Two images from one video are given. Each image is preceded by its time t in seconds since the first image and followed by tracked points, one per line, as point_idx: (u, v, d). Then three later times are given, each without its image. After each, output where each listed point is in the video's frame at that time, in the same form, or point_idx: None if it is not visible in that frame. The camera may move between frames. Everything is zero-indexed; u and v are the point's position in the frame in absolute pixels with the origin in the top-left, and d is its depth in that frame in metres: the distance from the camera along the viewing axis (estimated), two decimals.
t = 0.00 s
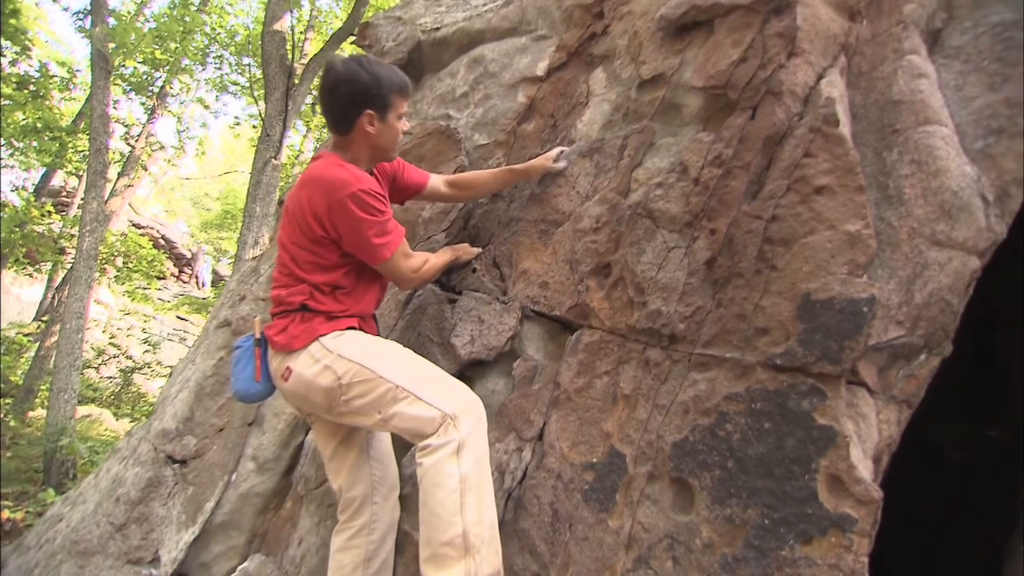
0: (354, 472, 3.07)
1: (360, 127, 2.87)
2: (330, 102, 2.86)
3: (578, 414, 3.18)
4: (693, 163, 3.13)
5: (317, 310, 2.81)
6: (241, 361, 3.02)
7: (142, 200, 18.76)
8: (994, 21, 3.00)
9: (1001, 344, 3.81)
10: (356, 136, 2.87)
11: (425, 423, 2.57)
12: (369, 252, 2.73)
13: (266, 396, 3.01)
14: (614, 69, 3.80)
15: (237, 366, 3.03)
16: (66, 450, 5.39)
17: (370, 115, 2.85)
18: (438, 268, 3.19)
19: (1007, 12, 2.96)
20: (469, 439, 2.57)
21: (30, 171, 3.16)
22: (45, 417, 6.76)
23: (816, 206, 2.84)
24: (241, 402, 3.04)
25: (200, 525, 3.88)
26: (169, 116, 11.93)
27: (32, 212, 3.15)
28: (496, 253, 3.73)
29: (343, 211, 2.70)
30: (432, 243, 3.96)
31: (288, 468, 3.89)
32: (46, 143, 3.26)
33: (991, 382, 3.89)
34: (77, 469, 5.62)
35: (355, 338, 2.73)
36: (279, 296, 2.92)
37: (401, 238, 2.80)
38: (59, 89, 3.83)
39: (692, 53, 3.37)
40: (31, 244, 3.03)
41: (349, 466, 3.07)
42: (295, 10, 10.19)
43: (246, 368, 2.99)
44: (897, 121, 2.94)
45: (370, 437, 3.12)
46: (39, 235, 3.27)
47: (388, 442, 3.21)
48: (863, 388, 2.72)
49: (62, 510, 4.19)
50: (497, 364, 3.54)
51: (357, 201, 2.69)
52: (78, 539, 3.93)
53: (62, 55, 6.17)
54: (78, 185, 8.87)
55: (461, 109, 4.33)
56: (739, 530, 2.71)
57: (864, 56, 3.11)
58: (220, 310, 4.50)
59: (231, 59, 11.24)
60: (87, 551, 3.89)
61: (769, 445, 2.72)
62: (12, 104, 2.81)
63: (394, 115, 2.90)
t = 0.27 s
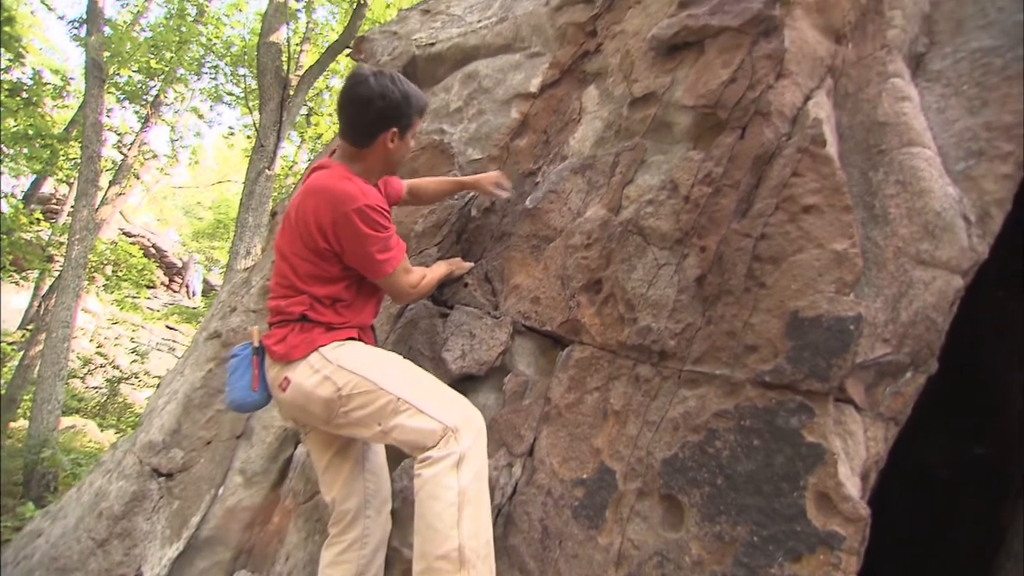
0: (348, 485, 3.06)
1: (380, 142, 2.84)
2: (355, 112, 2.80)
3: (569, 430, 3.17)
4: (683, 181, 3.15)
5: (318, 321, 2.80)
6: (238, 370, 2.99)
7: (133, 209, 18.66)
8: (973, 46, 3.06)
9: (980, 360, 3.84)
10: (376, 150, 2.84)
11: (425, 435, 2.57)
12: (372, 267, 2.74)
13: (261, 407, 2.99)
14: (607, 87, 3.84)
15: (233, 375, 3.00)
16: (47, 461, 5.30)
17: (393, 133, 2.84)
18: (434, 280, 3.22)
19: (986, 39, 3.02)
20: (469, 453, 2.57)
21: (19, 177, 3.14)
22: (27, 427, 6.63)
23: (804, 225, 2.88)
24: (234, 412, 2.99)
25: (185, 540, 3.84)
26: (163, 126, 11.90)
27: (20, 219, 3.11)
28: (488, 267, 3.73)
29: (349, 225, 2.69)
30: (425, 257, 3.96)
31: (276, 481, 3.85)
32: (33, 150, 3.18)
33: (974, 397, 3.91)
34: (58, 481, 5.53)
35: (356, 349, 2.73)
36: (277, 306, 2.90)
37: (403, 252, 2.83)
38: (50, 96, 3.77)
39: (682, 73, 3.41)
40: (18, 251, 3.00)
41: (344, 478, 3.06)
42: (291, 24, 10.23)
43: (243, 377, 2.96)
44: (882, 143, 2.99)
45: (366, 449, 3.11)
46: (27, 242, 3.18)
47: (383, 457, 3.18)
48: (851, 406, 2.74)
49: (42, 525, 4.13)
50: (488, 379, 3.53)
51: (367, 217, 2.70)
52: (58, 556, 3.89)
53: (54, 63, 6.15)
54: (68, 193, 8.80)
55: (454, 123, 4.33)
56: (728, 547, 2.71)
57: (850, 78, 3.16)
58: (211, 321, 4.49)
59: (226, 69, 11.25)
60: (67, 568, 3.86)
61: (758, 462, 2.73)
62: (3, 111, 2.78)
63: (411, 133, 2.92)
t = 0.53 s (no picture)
0: (330, 500, 3.05)
1: (358, 159, 2.89)
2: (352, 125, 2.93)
3: (559, 444, 3.17)
4: (674, 198, 3.18)
5: (296, 335, 2.80)
6: (216, 387, 3.00)
7: (124, 217, 18.53)
8: (955, 70, 3.14)
9: (964, 374, 3.90)
10: (356, 170, 2.89)
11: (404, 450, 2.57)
12: (354, 280, 2.74)
13: (241, 422, 2.99)
14: (600, 103, 3.89)
15: (212, 391, 3.01)
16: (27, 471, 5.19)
17: (373, 153, 2.88)
18: (422, 298, 3.19)
19: (967, 62, 3.11)
20: (449, 468, 2.56)
21: (9, 184, 3.12)
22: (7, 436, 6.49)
23: (793, 242, 2.91)
24: (213, 427, 2.99)
25: (169, 555, 3.80)
26: (156, 134, 11.85)
27: (8, 225, 3.10)
28: (480, 281, 3.73)
29: (331, 238, 2.71)
30: (417, 270, 3.94)
31: (263, 495, 3.81)
32: (23, 155, 3.11)
33: (958, 412, 3.95)
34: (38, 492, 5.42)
35: (334, 365, 2.73)
36: (256, 320, 2.89)
37: (386, 266, 2.83)
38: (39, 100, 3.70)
39: (674, 90, 3.45)
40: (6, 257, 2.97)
41: (327, 494, 3.05)
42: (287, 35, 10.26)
43: (222, 393, 2.97)
44: (868, 162, 3.04)
45: (348, 464, 3.09)
46: (15, 249, 3.14)
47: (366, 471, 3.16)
48: (839, 422, 2.75)
49: (18, 539, 4.06)
50: (478, 393, 3.51)
51: (347, 231, 2.71)
52: (37, 570, 3.83)
53: (47, 67, 6.10)
54: (58, 200, 8.69)
55: (448, 137, 4.34)
56: (717, 563, 2.71)
57: (837, 98, 3.21)
58: (200, 331, 4.47)
59: (221, 79, 11.25)
60: None
61: (747, 478, 2.73)
62: None
63: (396, 165, 2.93)
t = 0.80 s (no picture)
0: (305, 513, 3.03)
1: (325, 188, 2.94)
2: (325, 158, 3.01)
3: (548, 455, 3.16)
4: (664, 211, 3.20)
5: (252, 356, 2.79)
6: (175, 411, 2.98)
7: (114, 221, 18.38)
8: (938, 89, 3.25)
9: (951, 387, 3.95)
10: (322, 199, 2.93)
11: (355, 471, 2.56)
12: (318, 296, 2.74)
13: (202, 444, 2.99)
14: (592, 116, 3.92)
15: (171, 416, 2.98)
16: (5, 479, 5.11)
17: (342, 180, 2.94)
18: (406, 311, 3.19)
19: (950, 82, 3.22)
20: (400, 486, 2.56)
21: None
22: None
23: (781, 256, 2.94)
24: (178, 449, 2.97)
25: (152, 566, 3.77)
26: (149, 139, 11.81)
27: None
28: (471, 291, 3.72)
29: (296, 257, 2.72)
30: (408, 279, 3.92)
31: (249, 505, 3.78)
32: (13, 158, 3.08)
33: (947, 424, 3.97)
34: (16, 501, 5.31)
35: (289, 383, 2.72)
36: (216, 342, 2.88)
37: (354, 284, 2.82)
38: (29, 104, 3.65)
39: (665, 104, 3.49)
40: None
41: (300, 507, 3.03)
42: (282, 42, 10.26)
43: (182, 417, 2.96)
44: (855, 178, 3.09)
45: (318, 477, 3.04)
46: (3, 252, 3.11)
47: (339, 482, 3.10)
48: (826, 435, 2.76)
49: None
50: (468, 404, 3.47)
51: (310, 253, 2.72)
52: None
53: (38, 70, 6.06)
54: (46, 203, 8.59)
55: (441, 146, 4.34)
56: None
57: (825, 114, 3.26)
58: (189, 338, 4.46)
59: (215, 85, 11.23)
60: None
61: (735, 491, 2.74)
62: None
63: (362, 195, 2.96)
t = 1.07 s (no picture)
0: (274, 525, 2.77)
1: (298, 220, 3.00)
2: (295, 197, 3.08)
3: (540, 465, 3.13)
4: (656, 222, 3.22)
5: (210, 374, 2.78)
6: (137, 436, 2.95)
7: (106, 225, 18.26)
8: (925, 104, 3.36)
9: (941, 396, 3.96)
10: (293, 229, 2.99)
11: (312, 448, 2.58)
12: (284, 301, 2.76)
13: (165, 468, 2.93)
14: (586, 126, 3.94)
15: (134, 441, 2.96)
16: None
17: (313, 211, 2.99)
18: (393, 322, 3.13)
19: (936, 98, 3.33)
20: (356, 454, 2.61)
21: None
22: None
23: (771, 268, 2.97)
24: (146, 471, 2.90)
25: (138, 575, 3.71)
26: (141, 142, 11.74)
27: None
28: (463, 300, 3.70)
29: (262, 267, 2.79)
30: (401, 287, 3.90)
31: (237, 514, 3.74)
32: (6, 161, 3.04)
33: (937, 435, 3.97)
34: None
35: (244, 388, 2.69)
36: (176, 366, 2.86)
37: (325, 285, 2.84)
38: (23, 106, 3.61)
39: (658, 116, 3.51)
40: None
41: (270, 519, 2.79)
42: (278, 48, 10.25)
43: (142, 441, 2.91)
44: (844, 191, 3.14)
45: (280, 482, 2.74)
46: None
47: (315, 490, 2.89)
48: (815, 446, 2.78)
49: None
50: (460, 413, 3.44)
51: (278, 257, 2.79)
52: None
53: (30, 71, 6.01)
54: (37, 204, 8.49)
55: (436, 155, 4.35)
56: None
57: (815, 128, 3.34)
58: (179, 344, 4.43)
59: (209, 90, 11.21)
60: None
61: (725, 502, 2.75)
62: None
63: (331, 226, 3.01)
